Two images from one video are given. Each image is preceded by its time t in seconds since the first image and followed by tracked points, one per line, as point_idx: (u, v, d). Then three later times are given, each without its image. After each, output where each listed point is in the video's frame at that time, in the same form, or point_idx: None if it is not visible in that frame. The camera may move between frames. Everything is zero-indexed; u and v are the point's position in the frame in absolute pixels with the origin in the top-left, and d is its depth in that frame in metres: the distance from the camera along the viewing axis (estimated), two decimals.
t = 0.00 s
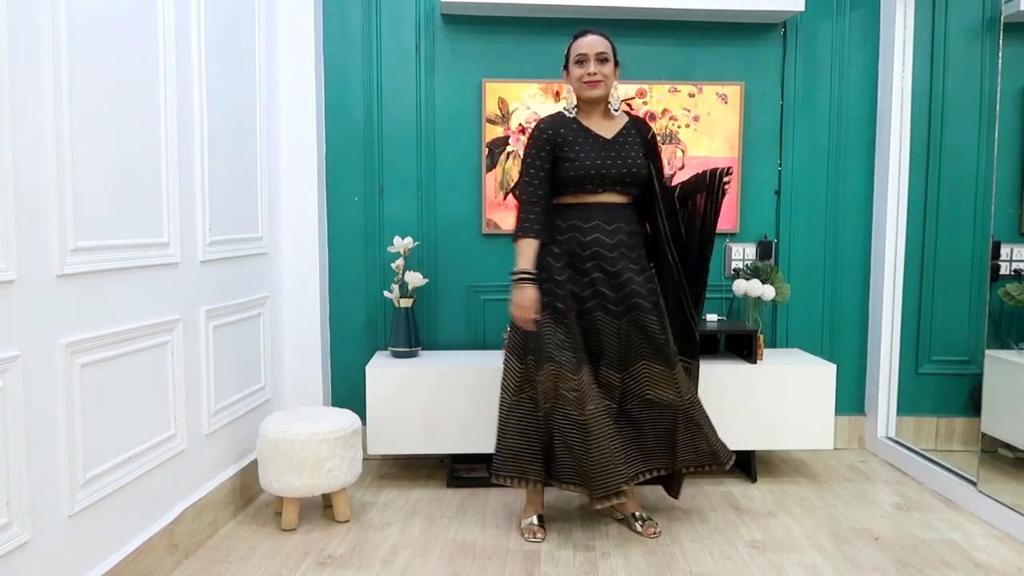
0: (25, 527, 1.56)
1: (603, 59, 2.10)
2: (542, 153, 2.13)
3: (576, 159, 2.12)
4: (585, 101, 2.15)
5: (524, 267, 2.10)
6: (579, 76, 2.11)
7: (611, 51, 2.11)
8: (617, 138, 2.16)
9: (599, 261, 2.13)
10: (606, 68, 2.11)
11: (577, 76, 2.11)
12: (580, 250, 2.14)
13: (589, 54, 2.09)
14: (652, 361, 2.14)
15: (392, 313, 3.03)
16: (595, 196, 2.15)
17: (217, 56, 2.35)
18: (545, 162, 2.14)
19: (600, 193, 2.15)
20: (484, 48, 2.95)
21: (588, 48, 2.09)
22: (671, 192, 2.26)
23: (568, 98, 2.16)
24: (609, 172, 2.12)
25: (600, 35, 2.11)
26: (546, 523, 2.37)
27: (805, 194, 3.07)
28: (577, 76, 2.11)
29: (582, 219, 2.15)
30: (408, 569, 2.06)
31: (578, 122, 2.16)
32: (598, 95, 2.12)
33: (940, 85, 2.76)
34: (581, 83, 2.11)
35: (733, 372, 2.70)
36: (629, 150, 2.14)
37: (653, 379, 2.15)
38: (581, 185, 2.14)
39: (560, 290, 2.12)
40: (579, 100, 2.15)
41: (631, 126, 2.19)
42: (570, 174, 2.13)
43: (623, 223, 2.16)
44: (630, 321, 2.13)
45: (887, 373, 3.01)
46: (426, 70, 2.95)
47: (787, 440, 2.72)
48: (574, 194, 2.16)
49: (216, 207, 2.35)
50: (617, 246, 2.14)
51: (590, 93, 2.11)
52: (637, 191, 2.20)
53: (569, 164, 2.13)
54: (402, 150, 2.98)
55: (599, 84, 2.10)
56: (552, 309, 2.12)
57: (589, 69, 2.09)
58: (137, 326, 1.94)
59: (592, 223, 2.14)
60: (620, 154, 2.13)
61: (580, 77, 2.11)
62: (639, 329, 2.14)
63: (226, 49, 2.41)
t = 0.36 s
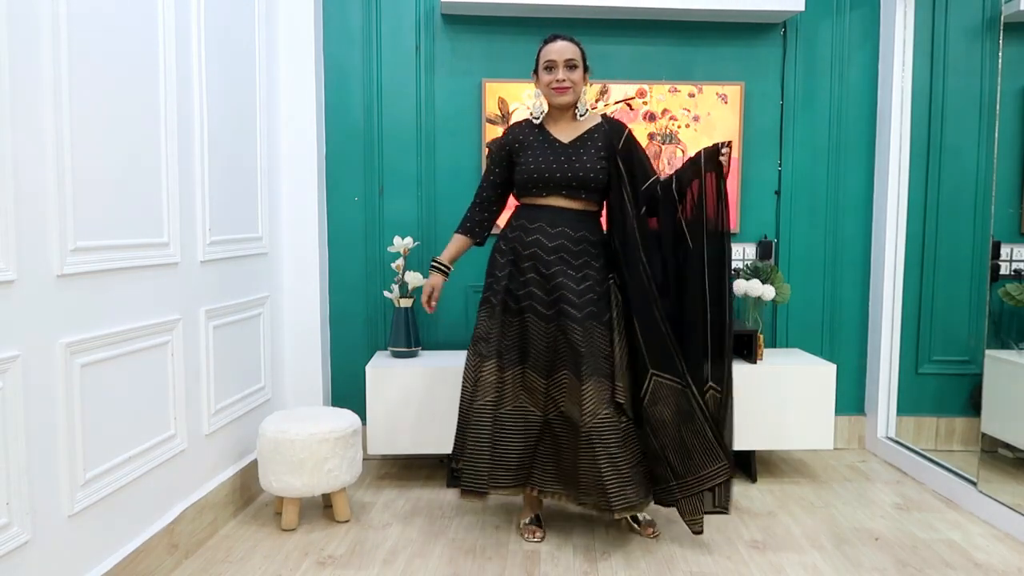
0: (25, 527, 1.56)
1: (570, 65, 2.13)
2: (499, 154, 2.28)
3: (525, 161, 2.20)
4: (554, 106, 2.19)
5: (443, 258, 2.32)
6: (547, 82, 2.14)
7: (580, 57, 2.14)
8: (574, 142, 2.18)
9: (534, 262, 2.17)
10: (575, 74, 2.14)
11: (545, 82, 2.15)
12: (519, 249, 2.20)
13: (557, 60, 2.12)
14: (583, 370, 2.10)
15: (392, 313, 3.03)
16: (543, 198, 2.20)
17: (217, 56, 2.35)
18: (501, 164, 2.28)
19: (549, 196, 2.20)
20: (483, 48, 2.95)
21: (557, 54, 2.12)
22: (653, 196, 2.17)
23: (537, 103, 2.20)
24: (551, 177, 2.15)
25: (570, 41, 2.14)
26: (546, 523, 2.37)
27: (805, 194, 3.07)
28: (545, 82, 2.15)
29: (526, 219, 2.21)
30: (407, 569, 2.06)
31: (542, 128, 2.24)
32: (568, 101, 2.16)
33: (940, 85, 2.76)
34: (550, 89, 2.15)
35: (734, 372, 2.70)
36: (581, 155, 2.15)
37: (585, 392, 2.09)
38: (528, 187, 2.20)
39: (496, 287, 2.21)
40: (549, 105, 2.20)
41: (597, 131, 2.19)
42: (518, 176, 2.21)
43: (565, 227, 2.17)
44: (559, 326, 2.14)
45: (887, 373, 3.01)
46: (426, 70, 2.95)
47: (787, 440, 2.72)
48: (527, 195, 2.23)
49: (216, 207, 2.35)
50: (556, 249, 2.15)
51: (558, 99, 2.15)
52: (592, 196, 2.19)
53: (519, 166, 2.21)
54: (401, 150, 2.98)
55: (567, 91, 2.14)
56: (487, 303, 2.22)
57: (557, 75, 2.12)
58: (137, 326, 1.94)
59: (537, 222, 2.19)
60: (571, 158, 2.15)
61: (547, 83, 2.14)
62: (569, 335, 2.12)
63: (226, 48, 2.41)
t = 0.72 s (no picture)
0: (25, 527, 1.56)
1: (556, 71, 2.14)
2: (492, 162, 2.32)
3: (512, 166, 2.23)
4: (539, 110, 2.20)
5: (464, 275, 2.33)
6: (533, 86, 2.15)
7: (566, 62, 2.15)
8: (560, 144, 2.20)
9: (523, 260, 2.18)
10: (560, 79, 2.15)
11: (531, 87, 2.15)
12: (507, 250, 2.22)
13: (544, 65, 2.12)
14: (561, 371, 2.11)
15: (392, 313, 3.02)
16: (532, 201, 2.23)
17: (217, 56, 2.35)
18: (493, 171, 2.33)
19: (538, 198, 2.22)
20: (483, 48, 2.95)
21: (542, 60, 2.12)
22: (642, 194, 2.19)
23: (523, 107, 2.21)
24: (537, 180, 2.17)
25: (556, 46, 2.15)
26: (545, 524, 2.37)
27: (805, 194, 3.07)
28: (531, 86, 2.15)
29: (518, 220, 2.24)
30: (407, 569, 2.06)
31: (529, 132, 2.25)
32: (553, 105, 2.17)
33: (940, 85, 2.76)
34: (536, 94, 2.15)
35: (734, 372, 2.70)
36: (567, 156, 2.17)
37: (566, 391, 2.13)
38: (517, 192, 2.23)
39: (486, 286, 2.24)
40: (534, 109, 2.20)
41: (581, 132, 2.21)
42: (507, 181, 2.25)
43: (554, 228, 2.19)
44: (542, 325, 2.15)
45: (887, 373, 3.01)
46: (426, 70, 2.94)
47: (787, 440, 2.72)
48: (518, 199, 2.26)
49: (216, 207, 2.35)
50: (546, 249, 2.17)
51: (543, 104, 2.16)
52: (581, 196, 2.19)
53: (508, 172, 2.24)
54: (401, 150, 2.98)
55: (553, 96, 2.15)
56: (475, 303, 2.25)
57: (543, 80, 2.13)
58: (137, 326, 1.93)
59: (529, 224, 2.21)
60: (557, 160, 2.16)
61: (533, 88, 2.15)
62: (551, 334, 2.14)
63: (226, 48, 2.41)
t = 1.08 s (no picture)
0: (25, 527, 1.56)
1: (565, 69, 2.16)
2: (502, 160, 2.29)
3: (527, 165, 2.22)
4: (549, 108, 2.22)
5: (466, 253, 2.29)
6: (543, 85, 2.17)
7: (574, 61, 2.17)
8: (572, 142, 2.21)
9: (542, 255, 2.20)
10: (569, 77, 2.17)
11: (541, 85, 2.17)
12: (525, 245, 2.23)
13: (553, 64, 2.14)
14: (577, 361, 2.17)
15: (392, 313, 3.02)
16: (549, 200, 2.23)
17: (217, 56, 2.35)
18: (504, 169, 2.31)
19: (554, 198, 2.22)
20: (483, 48, 2.95)
21: (551, 58, 2.14)
22: (655, 191, 2.26)
23: (532, 105, 2.23)
24: (556, 180, 2.18)
25: (564, 45, 2.17)
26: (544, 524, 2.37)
27: (805, 194, 3.07)
28: (541, 85, 2.17)
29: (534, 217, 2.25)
30: (407, 569, 2.06)
31: (538, 130, 2.24)
32: (562, 103, 2.19)
33: (940, 84, 2.76)
34: (546, 92, 2.17)
35: (734, 372, 2.70)
36: (582, 155, 2.19)
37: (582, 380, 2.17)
38: (533, 192, 2.22)
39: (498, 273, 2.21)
40: (543, 107, 2.22)
41: (590, 130, 2.24)
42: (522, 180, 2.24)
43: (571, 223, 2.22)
44: (557, 316, 2.19)
45: (887, 373, 3.01)
46: (426, 70, 2.95)
47: (787, 440, 2.72)
48: (531, 198, 2.25)
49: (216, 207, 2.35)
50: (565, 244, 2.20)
51: (553, 101, 2.18)
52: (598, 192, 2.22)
53: (521, 171, 2.24)
54: (401, 150, 2.98)
55: (562, 94, 2.17)
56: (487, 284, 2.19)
57: (553, 78, 2.15)
58: (137, 326, 1.94)
59: (547, 221, 2.22)
60: (571, 158, 2.18)
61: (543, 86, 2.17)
62: (573, 327, 2.19)
63: (226, 48, 2.41)
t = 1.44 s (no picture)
0: (24, 527, 1.56)
1: (577, 73, 2.20)
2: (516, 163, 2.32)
3: (539, 169, 2.26)
4: (561, 112, 2.26)
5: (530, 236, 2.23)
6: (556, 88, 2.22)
7: (586, 65, 2.22)
8: (584, 148, 2.24)
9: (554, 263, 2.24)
10: (581, 81, 2.22)
11: (554, 88, 2.22)
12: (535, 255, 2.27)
13: (564, 67, 2.19)
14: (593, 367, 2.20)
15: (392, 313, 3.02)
16: (560, 205, 2.26)
17: (217, 55, 2.35)
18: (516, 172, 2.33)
19: (565, 202, 2.26)
20: (484, 48, 2.95)
21: (563, 62, 2.20)
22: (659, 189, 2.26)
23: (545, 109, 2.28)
24: (567, 186, 2.22)
25: (575, 49, 2.22)
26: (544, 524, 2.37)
27: (805, 194, 3.07)
28: (554, 88, 2.22)
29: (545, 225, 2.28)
30: (407, 569, 2.06)
31: (550, 135, 2.29)
32: (575, 106, 2.23)
33: (940, 84, 2.76)
34: (558, 96, 2.22)
35: (734, 372, 2.70)
36: (593, 163, 2.22)
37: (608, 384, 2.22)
38: (546, 197, 2.27)
39: (516, 287, 2.28)
40: (556, 110, 2.27)
41: (603, 136, 2.26)
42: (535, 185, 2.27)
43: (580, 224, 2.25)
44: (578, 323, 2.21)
45: (887, 373, 3.01)
46: (426, 69, 2.94)
47: (787, 440, 2.72)
48: (543, 204, 2.29)
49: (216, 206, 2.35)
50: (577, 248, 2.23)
51: (565, 105, 2.23)
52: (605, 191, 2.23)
53: (533, 176, 2.28)
54: (402, 149, 2.98)
55: (574, 97, 2.21)
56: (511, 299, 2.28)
57: (566, 82, 2.20)
58: (137, 326, 1.93)
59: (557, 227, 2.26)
60: (582, 164, 2.22)
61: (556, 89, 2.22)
62: (591, 331, 2.22)
63: (227, 48, 2.41)
